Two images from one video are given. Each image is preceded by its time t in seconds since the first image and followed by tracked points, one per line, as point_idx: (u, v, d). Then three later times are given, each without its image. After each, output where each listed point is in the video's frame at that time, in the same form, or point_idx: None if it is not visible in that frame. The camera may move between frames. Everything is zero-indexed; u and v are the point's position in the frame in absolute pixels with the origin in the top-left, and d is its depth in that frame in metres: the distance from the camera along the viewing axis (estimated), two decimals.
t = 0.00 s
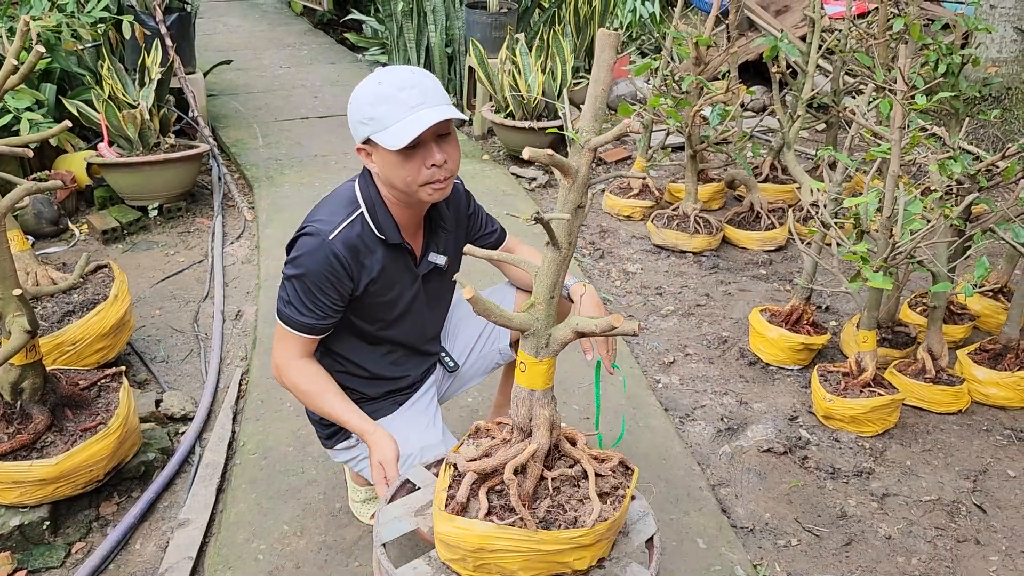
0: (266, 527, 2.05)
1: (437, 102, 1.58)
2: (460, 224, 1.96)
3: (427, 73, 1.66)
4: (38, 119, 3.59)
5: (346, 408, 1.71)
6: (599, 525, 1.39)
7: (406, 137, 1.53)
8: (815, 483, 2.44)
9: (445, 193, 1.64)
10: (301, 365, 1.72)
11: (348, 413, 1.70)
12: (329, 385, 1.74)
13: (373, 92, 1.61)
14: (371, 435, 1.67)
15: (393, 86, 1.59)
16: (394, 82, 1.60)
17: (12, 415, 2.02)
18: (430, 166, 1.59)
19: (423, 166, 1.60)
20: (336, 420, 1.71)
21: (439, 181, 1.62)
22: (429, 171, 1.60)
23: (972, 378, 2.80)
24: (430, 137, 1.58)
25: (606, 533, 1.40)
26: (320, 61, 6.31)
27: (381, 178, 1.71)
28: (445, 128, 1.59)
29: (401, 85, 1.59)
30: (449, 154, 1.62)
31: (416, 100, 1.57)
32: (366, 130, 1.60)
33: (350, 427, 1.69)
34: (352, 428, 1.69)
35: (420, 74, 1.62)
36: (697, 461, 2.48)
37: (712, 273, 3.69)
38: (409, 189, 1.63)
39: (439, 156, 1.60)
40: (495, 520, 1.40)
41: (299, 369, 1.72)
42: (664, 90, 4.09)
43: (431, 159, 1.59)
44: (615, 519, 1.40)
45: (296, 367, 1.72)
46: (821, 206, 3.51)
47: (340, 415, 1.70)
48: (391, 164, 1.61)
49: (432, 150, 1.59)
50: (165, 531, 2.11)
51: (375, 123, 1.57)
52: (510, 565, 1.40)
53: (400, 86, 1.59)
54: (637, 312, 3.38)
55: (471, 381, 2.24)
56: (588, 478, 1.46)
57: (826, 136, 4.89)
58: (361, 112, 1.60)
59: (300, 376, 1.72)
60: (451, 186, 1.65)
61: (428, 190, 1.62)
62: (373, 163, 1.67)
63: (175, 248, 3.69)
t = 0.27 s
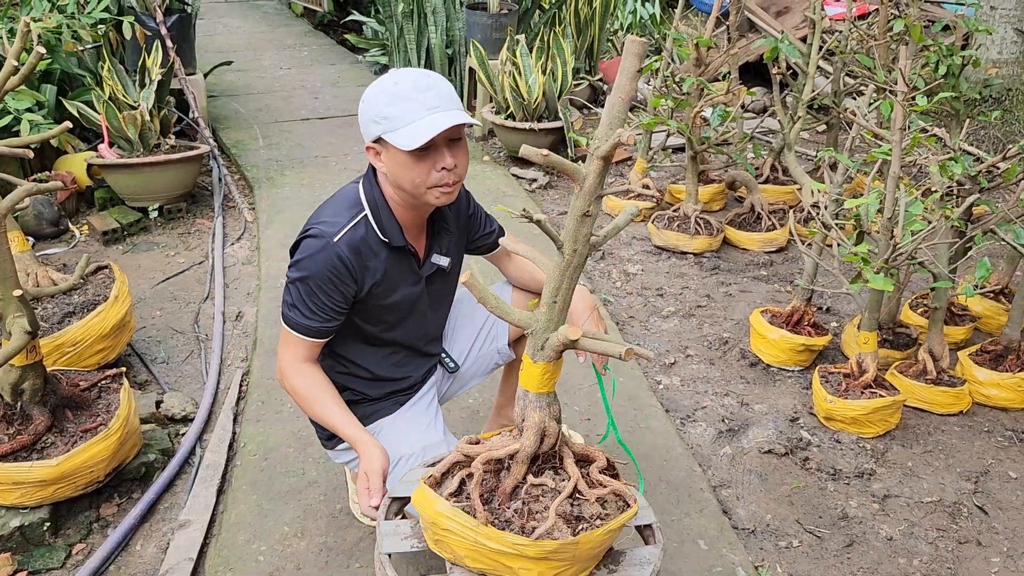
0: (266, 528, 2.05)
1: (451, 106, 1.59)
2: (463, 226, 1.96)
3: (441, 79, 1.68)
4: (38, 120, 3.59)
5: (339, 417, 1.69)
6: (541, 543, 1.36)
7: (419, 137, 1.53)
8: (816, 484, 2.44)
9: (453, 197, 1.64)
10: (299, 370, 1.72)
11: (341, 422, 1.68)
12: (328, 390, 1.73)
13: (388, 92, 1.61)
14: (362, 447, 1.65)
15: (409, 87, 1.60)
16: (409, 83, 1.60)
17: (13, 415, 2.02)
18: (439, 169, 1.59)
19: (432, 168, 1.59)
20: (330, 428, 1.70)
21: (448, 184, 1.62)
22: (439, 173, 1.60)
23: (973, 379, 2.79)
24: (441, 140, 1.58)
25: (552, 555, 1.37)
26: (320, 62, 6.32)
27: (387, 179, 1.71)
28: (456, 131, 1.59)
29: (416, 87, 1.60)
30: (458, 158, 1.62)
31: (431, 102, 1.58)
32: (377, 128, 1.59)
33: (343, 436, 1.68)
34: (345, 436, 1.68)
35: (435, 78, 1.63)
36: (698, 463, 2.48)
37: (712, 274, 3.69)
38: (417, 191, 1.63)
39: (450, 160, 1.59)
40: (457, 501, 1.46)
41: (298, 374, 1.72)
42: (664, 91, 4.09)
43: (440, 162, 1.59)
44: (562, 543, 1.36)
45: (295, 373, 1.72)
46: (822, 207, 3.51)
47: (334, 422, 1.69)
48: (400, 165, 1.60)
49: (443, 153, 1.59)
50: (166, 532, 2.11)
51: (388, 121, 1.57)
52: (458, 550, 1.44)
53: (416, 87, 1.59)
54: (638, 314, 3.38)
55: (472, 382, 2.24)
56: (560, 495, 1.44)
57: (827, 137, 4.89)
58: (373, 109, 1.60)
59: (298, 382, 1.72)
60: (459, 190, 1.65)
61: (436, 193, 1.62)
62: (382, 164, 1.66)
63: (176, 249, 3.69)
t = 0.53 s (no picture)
0: (267, 532, 2.03)
1: (460, 109, 1.59)
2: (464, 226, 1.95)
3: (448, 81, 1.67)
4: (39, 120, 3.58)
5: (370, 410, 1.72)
6: (485, 542, 1.34)
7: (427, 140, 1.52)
8: (821, 488, 2.42)
9: (459, 199, 1.63)
10: (324, 371, 1.72)
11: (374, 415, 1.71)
12: (351, 385, 1.74)
13: (396, 92, 1.59)
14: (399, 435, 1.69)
15: (418, 88, 1.59)
16: (419, 85, 1.59)
17: (12, 418, 2.01)
18: (446, 172, 1.58)
19: (439, 172, 1.58)
20: (362, 420, 1.73)
21: (454, 187, 1.60)
22: (445, 176, 1.59)
23: (978, 382, 2.78)
24: (449, 143, 1.57)
25: (496, 557, 1.34)
26: (321, 63, 6.31)
27: (391, 181, 1.69)
28: (464, 134, 1.58)
29: (425, 89, 1.59)
30: (465, 161, 1.60)
31: (440, 104, 1.57)
32: (384, 129, 1.58)
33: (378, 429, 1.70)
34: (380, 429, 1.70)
35: (444, 81, 1.62)
36: (701, 466, 2.46)
37: (715, 276, 3.67)
38: (423, 194, 1.61)
39: (457, 163, 1.58)
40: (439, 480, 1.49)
41: (324, 375, 1.72)
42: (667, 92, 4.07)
43: (447, 165, 1.58)
44: (504, 548, 1.33)
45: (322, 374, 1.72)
46: (825, 209, 3.49)
47: (366, 416, 1.71)
48: (406, 168, 1.59)
49: (452, 156, 1.58)
50: (166, 536, 2.09)
51: (396, 123, 1.55)
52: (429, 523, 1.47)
53: (425, 89, 1.58)
54: (640, 315, 3.36)
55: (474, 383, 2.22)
56: (528, 502, 1.40)
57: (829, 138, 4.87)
58: (380, 109, 1.58)
59: (326, 382, 1.72)
60: (464, 192, 1.64)
61: (442, 196, 1.61)
62: (387, 165, 1.65)
63: (176, 251, 3.68)
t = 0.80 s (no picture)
0: (265, 543, 1.99)
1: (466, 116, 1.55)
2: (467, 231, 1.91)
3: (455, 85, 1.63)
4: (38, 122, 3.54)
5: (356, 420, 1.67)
6: (436, 537, 1.38)
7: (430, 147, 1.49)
8: (829, 497, 2.38)
9: (459, 207, 1.60)
10: (310, 376, 1.67)
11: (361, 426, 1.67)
12: (338, 395, 1.69)
13: (401, 94, 1.55)
14: (387, 447, 1.65)
15: (425, 92, 1.55)
16: (426, 88, 1.55)
17: (6, 426, 1.97)
18: (449, 178, 1.54)
19: (441, 178, 1.54)
20: (347, 432, 1.67)
21: (456, 194, 1.57)
22: (447, 183, 1.55)
23: (988, 389, 2.73)
24: (453, 149, 1.53)
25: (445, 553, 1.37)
26: (323, 64, 6.27)
27: (393, 183, 1.65)
28: (469, 141, 1.54)
29: (432, 93, 1.55)
30: (468, 168, 1.57)
31: (447, 110, 1.53)
32: (387, 131, 1.54)
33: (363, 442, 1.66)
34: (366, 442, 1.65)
35: (451, 86, 1.58)
36: (707, 475, 2.42)
37: (720, 280, 3.63)
38: (423, 198, 1.58)
39: (460, 170, 1.55)
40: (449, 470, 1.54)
41: (309, 381, 1.67)
42: (671, 93, 4.03)
43: (450, 172, 1.54)
44: (450, 548, 1.35)
45: (307, 380, 1.67)
46: (832, 212, 3.45)
47: (353, 426, 1.67)
48: (406, 171, 1.55)
49: (454, 163, 1.54)
50: (162, 547, 2.05)
51: (400, 126, 1.52)
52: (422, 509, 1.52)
53: (431, 93, 1.54)
54: (645, 320, 3.32)
55: (477, 392, 2.18)
56: (499, 509, 1.39)
57: (835, 140, 4.83)
58: (384, 111, 1.55)
59: (310, 389, 1.67)
60: (466, 200, 1.60)
61: (443, 202, 1.57)
62: (388, 167, 1.61)
63: (176, 254, 3.64)
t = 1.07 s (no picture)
0: (258, 560, 1.94)
1: (468, 128, 1.48)
2: (468, 242, 1.85)
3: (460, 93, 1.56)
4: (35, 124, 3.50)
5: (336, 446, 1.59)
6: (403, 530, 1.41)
7: (427, 160, 1.43)
8: (838, 513, 2.32)
9: (456, 221, 1.54)
10: (297, 396, 1.61)
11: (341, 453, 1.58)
12: (326, 417, 1.62)
13: (401, 103, 1.49)
14: (359, 478, 1.54)
15: (427, 100, 1.48)
16: (428, 97, 1.48)
17: None
18: (445, 192, 1.49)
19: (437, 191, 1.49)
20: (328, 457, 1.59)
21: (453, 208, 1.51)
22: (443, 197, 1.49)
23: (1001, 401, 2.66)
24: (451, 162, 1.47)
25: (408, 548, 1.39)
26: (326, 64, 6.23)
27: (390, 194, 1.60)
28: (469, 154, 1.47)
29: (434, 102, 1.48)
30: (467, 181, 1.51)
31: (448, 121, 1.46)
32: (386, 139, 1.48)
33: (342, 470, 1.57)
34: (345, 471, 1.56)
35: (455, 95, 1.51)
36: (713, 489, 2.36)
37: (726, 286, 3.57)
38: (419, 211, 1.52)
39: (458, 184, 1.49)
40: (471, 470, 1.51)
41: (297, 402, 1.61)
42: (677, 95, 3.97)
43: (447, 185, 1.48)
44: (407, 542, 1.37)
45: (295, 401, 1.61)
46: (841, 217, 3.38)
47: (333, 453, 1.58)
48: (402, 182, 1.50)
49: (452, 176, 1.48)
50: (152, 563, 2.00)
51: (399, 135, 1.46)
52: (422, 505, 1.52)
53: (434, 102, 1.48)
54: (649, 327, 3.26)
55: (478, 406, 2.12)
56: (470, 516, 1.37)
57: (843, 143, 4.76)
58: (384, 118, 1.49)
59: (296, 410, 1.61)
60: (463, 214, 1.54)
61: (438, 216, 1.52)
62: (385, 176, 1.55)
63: (174, 258, 3.60)
